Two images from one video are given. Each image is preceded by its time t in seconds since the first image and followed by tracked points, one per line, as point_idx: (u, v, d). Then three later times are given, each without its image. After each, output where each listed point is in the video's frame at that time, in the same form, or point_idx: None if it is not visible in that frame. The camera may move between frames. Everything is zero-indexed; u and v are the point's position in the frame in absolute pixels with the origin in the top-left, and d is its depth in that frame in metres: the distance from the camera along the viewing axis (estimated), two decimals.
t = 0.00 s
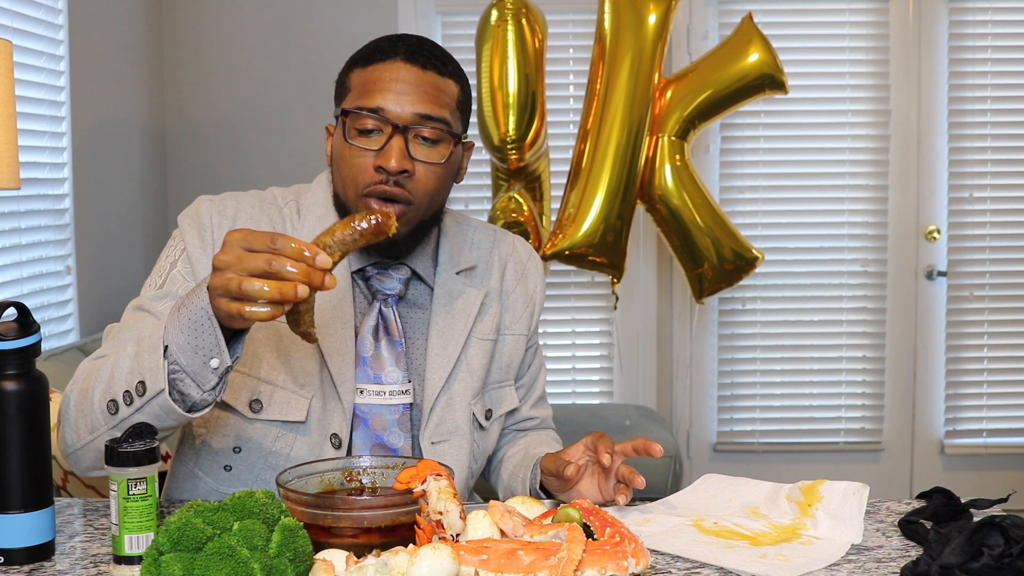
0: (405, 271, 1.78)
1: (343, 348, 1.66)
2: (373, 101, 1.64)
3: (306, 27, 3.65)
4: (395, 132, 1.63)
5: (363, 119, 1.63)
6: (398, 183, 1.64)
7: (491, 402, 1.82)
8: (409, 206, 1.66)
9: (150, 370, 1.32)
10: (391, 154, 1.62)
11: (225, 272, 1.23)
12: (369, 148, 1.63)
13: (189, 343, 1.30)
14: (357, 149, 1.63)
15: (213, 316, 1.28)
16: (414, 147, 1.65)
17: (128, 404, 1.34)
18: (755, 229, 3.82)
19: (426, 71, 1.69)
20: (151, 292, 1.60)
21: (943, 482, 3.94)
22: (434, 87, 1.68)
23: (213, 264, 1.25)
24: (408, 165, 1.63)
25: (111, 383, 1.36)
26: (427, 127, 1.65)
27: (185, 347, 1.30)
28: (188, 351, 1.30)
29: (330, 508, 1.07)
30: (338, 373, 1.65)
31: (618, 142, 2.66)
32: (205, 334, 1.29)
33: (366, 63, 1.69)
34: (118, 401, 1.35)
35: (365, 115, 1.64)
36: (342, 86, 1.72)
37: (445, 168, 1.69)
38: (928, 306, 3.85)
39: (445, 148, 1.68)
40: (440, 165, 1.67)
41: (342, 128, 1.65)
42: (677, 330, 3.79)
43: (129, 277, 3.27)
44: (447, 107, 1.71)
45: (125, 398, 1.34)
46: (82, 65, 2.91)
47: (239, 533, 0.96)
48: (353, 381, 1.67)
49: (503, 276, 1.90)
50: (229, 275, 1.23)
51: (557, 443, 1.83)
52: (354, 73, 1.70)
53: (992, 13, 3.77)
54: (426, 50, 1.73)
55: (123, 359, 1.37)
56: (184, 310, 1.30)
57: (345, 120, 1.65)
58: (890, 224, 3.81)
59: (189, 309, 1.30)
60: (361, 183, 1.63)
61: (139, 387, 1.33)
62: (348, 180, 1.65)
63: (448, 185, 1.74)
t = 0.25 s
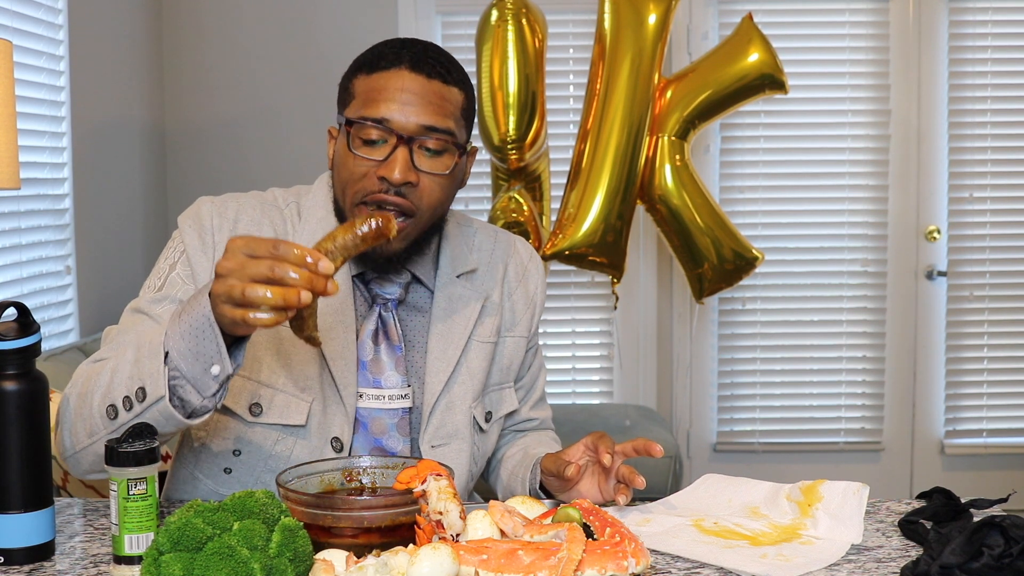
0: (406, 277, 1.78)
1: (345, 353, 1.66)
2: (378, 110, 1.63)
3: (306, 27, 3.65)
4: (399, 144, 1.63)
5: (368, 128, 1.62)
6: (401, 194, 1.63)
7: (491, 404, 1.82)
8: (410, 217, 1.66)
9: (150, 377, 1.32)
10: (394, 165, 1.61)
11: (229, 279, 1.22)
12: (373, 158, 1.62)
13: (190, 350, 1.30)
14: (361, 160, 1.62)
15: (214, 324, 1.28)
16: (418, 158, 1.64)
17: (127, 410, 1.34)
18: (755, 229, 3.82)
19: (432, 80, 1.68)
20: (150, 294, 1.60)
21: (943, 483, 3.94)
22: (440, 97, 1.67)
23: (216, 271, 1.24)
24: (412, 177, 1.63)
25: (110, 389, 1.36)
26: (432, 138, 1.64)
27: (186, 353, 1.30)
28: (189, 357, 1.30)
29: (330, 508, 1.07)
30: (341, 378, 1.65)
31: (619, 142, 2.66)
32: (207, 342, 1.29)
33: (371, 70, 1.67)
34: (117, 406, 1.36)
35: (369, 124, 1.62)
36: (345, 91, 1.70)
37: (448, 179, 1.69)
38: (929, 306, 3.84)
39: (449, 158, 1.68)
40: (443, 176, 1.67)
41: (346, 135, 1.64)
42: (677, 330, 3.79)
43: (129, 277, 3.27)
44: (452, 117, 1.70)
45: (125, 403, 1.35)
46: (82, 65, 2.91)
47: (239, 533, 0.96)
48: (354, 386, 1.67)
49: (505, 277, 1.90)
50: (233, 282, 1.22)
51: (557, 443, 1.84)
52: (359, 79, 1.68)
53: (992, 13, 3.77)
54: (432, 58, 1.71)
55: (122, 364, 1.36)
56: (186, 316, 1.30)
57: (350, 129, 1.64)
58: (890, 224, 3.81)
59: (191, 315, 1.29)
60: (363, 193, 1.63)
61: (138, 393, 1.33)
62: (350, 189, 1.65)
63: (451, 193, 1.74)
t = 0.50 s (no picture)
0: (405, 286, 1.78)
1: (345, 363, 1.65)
2: (378, 134, 1.58)
3: (306, 28, 3.65)
4: (400, 170, 1.59)
5: (368, 153, 1.58)
6: (402, 220, 1.61)
7: (492, 405, 1.83)
8: (411, 241, 1.64)
9: (138, 412, 1.36)
10: (395, 192, 1.59)
11: (246, 338, 1.25)
12: (374, 183, 1.60)
13: (180, 391, 1.35)
14: (362, 184, 1.60)
15: (206, 371, 1.32)
16: (420, 183, 1.61)
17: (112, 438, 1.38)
18: (755, 229, 3.82)
19: (434, 99, 1.62)
20: (139, 309, 1.62)
21: (943, 483, 3.94)
22: (442, 119, 1.61)
23: (233, 327, 1.26)
24: (413, 204, 1.60)
25: (97, 413, 1.39)
26: (433, 163, 1.60)
27: (175, 394, 1.35)
28: (176, 398, 1.35)
29: (330, 508, 1.07)
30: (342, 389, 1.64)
31: (619, 142, 2.66)
32: (196, 387, 1.34)
33: (372, 88, 1.61)
34: (103, 432, 1.40)
35: (370, 148, 1.59)
36: (347, 105, 1.65)
37: (450, 200, 1.66)
38: (929, 306, 3.84)
39: (450, 179, 1.64)
40: (445, 199, 1.64)
41: (346, 156, 1.61)
42: (677, 329, 3.79)
43: (129, 277, 3.27)
44: (455, 136, 1.64)
45: (111, 431, 1.39)
46: (82, 65, 2.91)
47: (239, 533, 0.96)
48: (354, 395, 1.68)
49: (505, 278, 1.90)
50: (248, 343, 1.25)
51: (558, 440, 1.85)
52: (360, 95, 1.62)
53: (992, 13, 3.77)
54: (436, 74, 1.64)
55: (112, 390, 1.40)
56: (180, 357, 1.34)
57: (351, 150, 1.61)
58: (890, 224, 3.81)
59: (185, 358, 1.33)
60: (365, 217, 1.62)
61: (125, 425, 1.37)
62: (352, 211, 1.64)
63: (454, 208, 1.71)
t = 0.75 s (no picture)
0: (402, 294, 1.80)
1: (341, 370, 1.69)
2: (379, 160, 1.53)
3: (305, 27, 3.65)
4: (401, 196, 1.55)
5: (368, 178, 1.54)
6: (402, 244, 1.58)
7: (489, 407, 1.83)
8: (411, 263, 1.62)
9: (120, 408, 1.38)
10: (395, 218, 1.55)
11: (251, 369, 1.27)
12: (374, 207, 1.56)
13: (164, 392, 1.35)
14: (362, 208, 1.57)
15: (194, 376, 1.33)
16: (421, 208, 1.57)
17: (93, 430, 1.40)
18: (755, 229, 3.82)
19: (438, 123, 1.55)
20: (126, 304, 1.65)
21: (942, 483, 3.94)
22: (446, 144, 1.55)
23: (244, 355, 1.29)
24: (413, 229, 1.56)
25: (81, 403, 1.41)
26: (435, 188, 1.56)
27: (158, 394, 1.36)
28: (158, 400, 1.36)
29: (330, 508, 1.07)
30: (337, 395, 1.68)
31: (619, 143, 2.66)
32: (180, 391, 1.34)
33: (374, 108, 1.55)
34: (83, 422, 1.40)
35: (371, 172, 1.54)
36: (348, 121, 1.59)
37: (451, 222, 1.62)
38: (929, 306, 3.84)
39: (451, 203, 1.60)
40: (447, 223, 1.60)
41: (346, 178, 1.57)
42: (677, 330, 3.79)
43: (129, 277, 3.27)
44: (459, 157, 1.59)
45: (92, 423, 1.40)
46: (82, 66, 2.91)
47: (239, 533, 0.96)
48: (351, 400, 1.69)
49: (504, 280, 1.89)
50: (250, 375, 1.27)
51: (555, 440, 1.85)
52: (361, 114, 1.56)
53: (992, 13, 3.77)
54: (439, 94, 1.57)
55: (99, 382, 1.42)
56: (174, 360, 1.36)
57: (352, 172, 1.57)
58: (890, 224, 3.81)
59: (180, 362, 1.35)
60: (366, 240, 1.60)
61: (107, 420, 1.39)
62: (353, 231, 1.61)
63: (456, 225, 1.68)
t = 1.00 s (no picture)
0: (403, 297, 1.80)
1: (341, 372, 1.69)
2: (378, 167, 1.53)
3: (305, 27, 3.65)
4: (401, 204, 1.55)
5: (368, 186, 1.54)
6: (403, 251, 1.58)
7: (489, 407, 1.83)
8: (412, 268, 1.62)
9: (118, 414, 1.37)
10: (395, 226, 1.55)
11: (245, 365, 1.28)
12: (374, 214, 1.57)
13: (161, 397, 1.35)
14: (362, 216, 1.57)
15: (188, 381, 1.32)
16: (421, 215, 1.57)
17: (93, 438, 1.41)
18: (755, 229, 3.82)
19: (437, 130, 1.55)
20: (126, 310, 1.65)
21: (942, 483, 3.94)
22: (446, 151, 1.55)
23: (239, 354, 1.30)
24: (414, 237, 1.56)
25: (82, 411, 1.43)
26: (435, 195, 1.56)
27: (156, 399, 1.35)
28: (155, 405, 1.35)
29: (330, 508, 1.07)
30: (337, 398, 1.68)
31: (619, 143, 2.66)
32: (176, 396, 1.33)
33: (373, 115, 1.54)
34: (84, 430, 1.42)
35: (370, 181, 1.55)
36: (347, 127, 1.59)
37: (452, 228, 1.62)
38: (928, 306, 3.84)
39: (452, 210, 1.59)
40: (447, 229, 1.60)
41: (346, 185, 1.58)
42: (677, 330, 3.79)
43: (129, 276, 3.27)
44: (459, 163, 1.58)
45: (92, 430, 1.41)
46: (82, 66, 2.91)
47: (239, 533, 0.96)
48: (351, 402, 1.69)
49: (503, 280, 1.89)
50: (244, 370, 1.28)
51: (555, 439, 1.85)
52: (361, 121, 1.56)
53: (992, 13, 3.77)
54: (439, 101, 1.57)
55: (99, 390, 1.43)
56: (172, 366, 1.35)
57: (351, 180, 1.57)
58: (890, 224, 3.80)
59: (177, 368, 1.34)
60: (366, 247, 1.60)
61: (105, 426, 1.39)
62: (354, 238, 1.62)
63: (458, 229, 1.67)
